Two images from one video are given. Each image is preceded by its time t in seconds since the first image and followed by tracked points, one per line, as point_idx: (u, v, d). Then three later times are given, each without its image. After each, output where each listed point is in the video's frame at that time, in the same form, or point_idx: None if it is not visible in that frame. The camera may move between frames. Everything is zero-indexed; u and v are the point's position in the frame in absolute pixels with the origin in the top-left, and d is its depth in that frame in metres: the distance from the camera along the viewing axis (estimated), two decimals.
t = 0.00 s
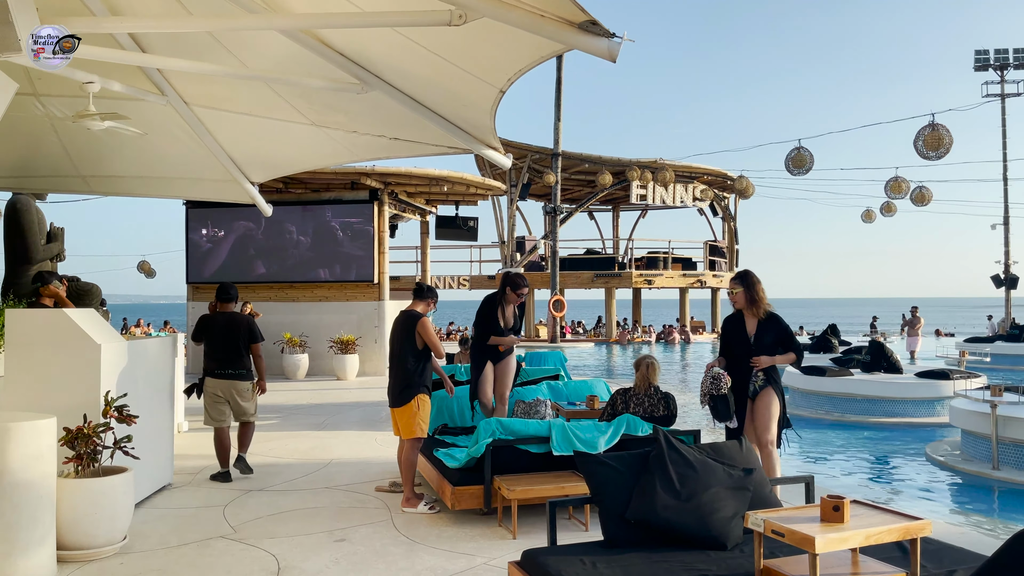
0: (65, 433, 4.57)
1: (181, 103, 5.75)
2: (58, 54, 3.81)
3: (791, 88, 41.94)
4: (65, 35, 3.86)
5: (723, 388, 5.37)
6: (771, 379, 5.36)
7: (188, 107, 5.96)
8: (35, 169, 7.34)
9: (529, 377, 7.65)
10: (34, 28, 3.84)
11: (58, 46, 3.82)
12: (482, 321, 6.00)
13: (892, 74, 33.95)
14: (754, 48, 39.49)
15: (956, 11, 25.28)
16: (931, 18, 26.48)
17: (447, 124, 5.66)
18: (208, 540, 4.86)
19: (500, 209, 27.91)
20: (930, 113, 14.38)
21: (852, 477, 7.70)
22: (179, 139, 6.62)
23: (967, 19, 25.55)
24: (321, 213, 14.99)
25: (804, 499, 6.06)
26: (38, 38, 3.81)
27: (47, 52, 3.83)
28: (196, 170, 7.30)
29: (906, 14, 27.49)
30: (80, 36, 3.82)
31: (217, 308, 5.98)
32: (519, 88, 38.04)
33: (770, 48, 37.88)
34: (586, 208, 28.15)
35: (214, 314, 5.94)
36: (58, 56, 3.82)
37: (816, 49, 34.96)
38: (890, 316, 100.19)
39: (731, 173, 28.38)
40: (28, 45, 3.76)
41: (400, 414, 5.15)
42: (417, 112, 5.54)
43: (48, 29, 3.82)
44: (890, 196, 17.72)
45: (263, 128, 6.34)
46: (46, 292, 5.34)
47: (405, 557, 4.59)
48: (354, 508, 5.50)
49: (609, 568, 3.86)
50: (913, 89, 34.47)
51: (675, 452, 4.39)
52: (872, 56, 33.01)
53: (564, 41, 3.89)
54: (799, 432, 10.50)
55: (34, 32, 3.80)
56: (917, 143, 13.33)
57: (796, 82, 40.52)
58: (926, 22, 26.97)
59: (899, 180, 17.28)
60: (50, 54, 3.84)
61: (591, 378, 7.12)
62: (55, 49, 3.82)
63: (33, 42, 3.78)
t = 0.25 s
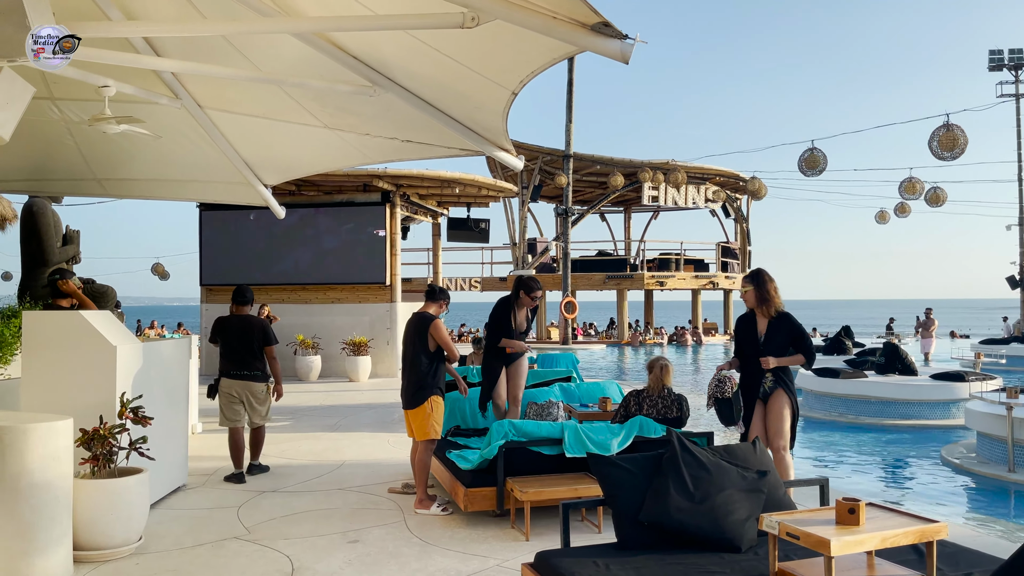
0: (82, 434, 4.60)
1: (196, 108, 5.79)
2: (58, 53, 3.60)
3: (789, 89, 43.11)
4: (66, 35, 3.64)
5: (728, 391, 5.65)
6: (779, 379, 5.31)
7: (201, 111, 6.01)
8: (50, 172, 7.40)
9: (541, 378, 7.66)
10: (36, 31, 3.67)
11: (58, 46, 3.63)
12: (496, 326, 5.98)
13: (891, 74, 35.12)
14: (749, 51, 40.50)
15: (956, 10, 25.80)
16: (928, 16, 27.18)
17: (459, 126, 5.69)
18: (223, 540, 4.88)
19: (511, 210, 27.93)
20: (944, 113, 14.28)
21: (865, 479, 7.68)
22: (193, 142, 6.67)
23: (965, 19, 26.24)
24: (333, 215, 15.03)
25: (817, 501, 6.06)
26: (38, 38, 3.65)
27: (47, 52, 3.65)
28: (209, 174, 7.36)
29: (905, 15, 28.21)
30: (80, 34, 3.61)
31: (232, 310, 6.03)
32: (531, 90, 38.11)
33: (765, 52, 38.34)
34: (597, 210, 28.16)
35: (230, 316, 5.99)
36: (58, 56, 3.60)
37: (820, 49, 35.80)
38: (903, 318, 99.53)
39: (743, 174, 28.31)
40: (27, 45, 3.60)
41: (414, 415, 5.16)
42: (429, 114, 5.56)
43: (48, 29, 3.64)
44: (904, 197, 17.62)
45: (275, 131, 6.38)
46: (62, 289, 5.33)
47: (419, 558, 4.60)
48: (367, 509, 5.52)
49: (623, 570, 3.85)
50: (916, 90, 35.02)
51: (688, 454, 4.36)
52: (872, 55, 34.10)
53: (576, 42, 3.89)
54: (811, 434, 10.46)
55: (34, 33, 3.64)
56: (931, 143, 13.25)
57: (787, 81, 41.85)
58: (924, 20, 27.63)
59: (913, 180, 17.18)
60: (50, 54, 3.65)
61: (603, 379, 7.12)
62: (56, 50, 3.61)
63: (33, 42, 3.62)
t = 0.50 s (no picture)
0: (97, 435, 4.64)
1: (210, 112, 5.83)
2: (58, 53, 3.73)
3: (790, 90, 43.74)
4: (66, 36, 3.77)
5: (729, 391, 5.40)
6: (783, 383, 5.18)
7: (215, 114, 6.05)
8: (65, 175, 7.46)
9: (553, 381, 7.65)
10: (37, 30, 3.79)
11: (58, 45, 3.73)
12: (508, 329, 5.99)
13: (891, 75, 35.88)
14: (746, 58, 41.31)
15: (963, 10, 26.04)
16: (936, 16, 27.44)
17: (471, 128, 5.69)
18: (236, 541, 4.92)
19: (523, 212, 27.94)
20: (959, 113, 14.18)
21: (880, 482, 7.64)
22: (206, 145, 6.73)
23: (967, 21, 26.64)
24: (345, 217, 15.07)
25: (832, 504, 6.03)
26: (39, 38, 3.75)
27: (47, 52, 3.76)
28: (223, 177, 7.40)
29: (917, 15, 28.06)
30: (81, 35, 3.73)
31: (248, 314, 6.06)
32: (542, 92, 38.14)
33: (770, 55, 38.59)
34: (608, 211, 28.14)
35: (245, 319, 6.03)
36: (59, 55, 3.73)
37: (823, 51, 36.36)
38: (917, 320, 98.74)
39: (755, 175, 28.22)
40: (28, 45, 3.72)
41: (427, 417, 5.16)
42: (441, 116, 5.57)
43: (49, 28, 3.75)
44: (918, 198, 17.51)
45: (288, 134, 6.41)
46: (82, 281, 5.36)
47: (431, 560, 4.60)
48: (380, 510, 5.53)
49: (637, 572, 3.84)
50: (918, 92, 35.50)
51: (702, 456, 4.32)
52: (871, 56, 34.97)
53: (588, 44, 3.88)
54: (825, 437, 10.42)
55: (34, 32, 3.75)
56: (946, 143, 13.15)
57: (793, 82, 42.05)
58: (929, 20, 27.91)
59: (927, 181, 17.10)
60: (51, 54, 3.77)
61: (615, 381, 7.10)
62: (56, 49, 3.73)
63: (34, 40, 3.72)
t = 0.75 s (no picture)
0: (112, 436, 4.67)
1: (223, 115, 5.87)
2: (58, 53, 3.83)
3: (790, 90, 44.06)
4: (67, 35, 3.86)
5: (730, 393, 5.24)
6: (781, 388, 5.12)
7: (228, 117, 6.09)
8: (78, 179, 7.53)
9: (565, 382, 7.66)
10: (36, 30, 3.86)
11: (59, 46, 3.83)
12: (518, 330, 6.06)
13: (898, 75, 35.80)
14: (745, 59, 41.62)
15: (966, 10, 26.15)
16: (937, 15, 27.58)
17: (482, 130, 5.70)
18: (249, 542, 4.93)
19: (534, 214, 27.94)
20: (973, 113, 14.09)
21: (895, 484, 7.60)
22: (219, 148, 6.78)
23: (970, 22, 26.72)
24: (356, 219, 15.14)
25: (846, 507, 6.00)
26: (38, 38, 3.83)
27: (48, 52, 3.85)
28: (235, 180, 7.45)
29: (928, 15, 27.94)
30: (79, 35, 3.83)
31: (262, 316, 6.09)
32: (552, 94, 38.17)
33: (776, 55, 38.72)
34: (619, 213, 28.13)
35: (259, 321, 6.06)
36: (58, 54, 3.82)
37: (821, 50, 36.70)
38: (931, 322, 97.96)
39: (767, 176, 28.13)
40: (27, 45, 3.80)
41: (439, 419, 5.17)
42: (453, 119, 5.58)
43: (48, 28, 3.82)
44: (931, 199, 17.43)
45: (299, 136, 6.45)
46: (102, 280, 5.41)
47: (443, 561, 4.61)
48: (392, 512, 5.54)
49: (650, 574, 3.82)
50: (920, 92, 35.66)
51: (715, 459, 4.30)
52: (872, 56, 35.30)
53: (599, 45, 3.87)
54: (838, 439, 10.37)
55: (34, 33, 3.82)
56: (959, 143, 13.07)
57: (804, 82, 41.92)
58: (937, 20, 27.97)
59: (940, 182, 17.00)
60: (50, 54, 3.86)
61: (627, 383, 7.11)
62: (55, 49, 3.82)
63: (34, 41, 3.80)
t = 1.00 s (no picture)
0: (126, 438, 4.69)
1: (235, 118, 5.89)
2: (59, 52, 3.80)
3: (801, 90, 43.88)
4: (68, 34, 3.86)
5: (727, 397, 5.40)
6: (780, 397, 4.97)
7: (239, 119, 6.12)
8: (91, 182, 7.58)
9: (575, 384, 7.65)
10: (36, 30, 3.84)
11: (60, 45, 3.82)
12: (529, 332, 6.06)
13: (907, 75, 35.66)
14: (753, 60, 41.58)
15: (979, 10, 25.97)
16: (947, 15, 27.52)
17: (494, 132, 5.70)
18: (262, 544, 4.95)
19: (544, 216, 27.93)
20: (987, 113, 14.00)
21: (908, 487, 7.56)
22: (231, 151, 6.81)
23: (979, 22, 26.65)
24: (366, 222, 15.18)
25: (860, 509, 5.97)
26: (41, 38, 3.82)
27: (49, 52, 3.83)
28: (246, 182, 7.48)
29: (940, 15, 27.77)
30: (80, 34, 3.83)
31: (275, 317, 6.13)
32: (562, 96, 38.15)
33: (786, 55, 38.59)
34: (630, 215, 28.10)
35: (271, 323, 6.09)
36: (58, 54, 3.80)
37: (832, 50, 36.54)
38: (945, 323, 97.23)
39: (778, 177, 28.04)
40: (29, 44, 3.78)
41: (450, 420, 5.18)
42: (464, 121, 5.59)
43: (49, 28, 3.82)
44: (944, 200, 17.31)
45: (310, 139, 6.46)
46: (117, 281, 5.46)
47: (456, 563, 4.60)
48: (404, 513, 5.55)
49: None
50: (930, 92, 35.48)
51: (727, 461, 4.28)
52: (882, 57, 35.19)
53: (611, 47, 3.85)
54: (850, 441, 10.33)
55: (35, 33, 3.81)
56: (972, 144, 13.00)
57: (814, 82, 41.73)
58: (949, 20, 27.74)
59: (954, 183, 16.89)
60: (53, 53, 3.84)
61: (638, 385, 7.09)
62: (56, 49, 3.81)
63: (35, 41, 3.79)
